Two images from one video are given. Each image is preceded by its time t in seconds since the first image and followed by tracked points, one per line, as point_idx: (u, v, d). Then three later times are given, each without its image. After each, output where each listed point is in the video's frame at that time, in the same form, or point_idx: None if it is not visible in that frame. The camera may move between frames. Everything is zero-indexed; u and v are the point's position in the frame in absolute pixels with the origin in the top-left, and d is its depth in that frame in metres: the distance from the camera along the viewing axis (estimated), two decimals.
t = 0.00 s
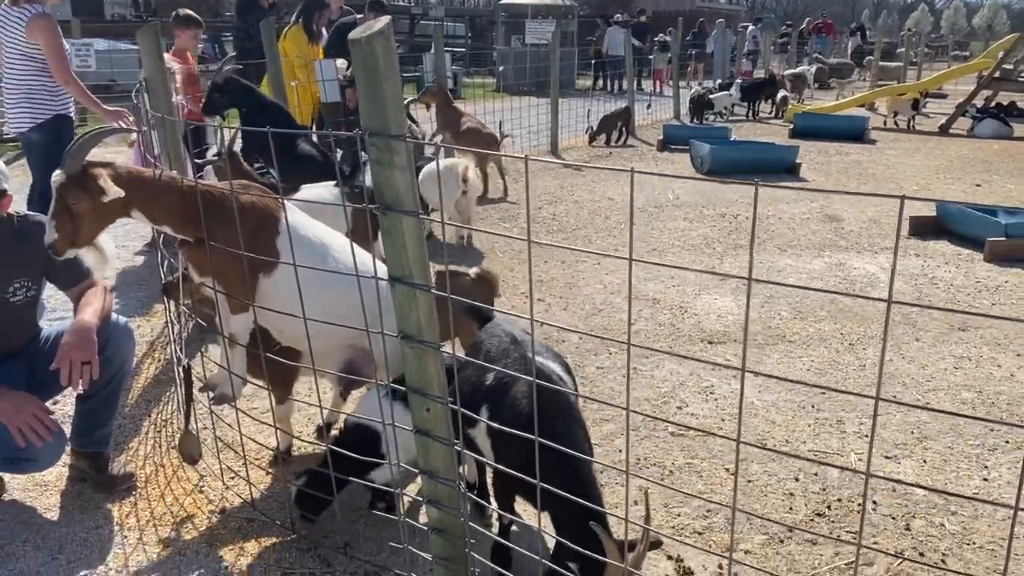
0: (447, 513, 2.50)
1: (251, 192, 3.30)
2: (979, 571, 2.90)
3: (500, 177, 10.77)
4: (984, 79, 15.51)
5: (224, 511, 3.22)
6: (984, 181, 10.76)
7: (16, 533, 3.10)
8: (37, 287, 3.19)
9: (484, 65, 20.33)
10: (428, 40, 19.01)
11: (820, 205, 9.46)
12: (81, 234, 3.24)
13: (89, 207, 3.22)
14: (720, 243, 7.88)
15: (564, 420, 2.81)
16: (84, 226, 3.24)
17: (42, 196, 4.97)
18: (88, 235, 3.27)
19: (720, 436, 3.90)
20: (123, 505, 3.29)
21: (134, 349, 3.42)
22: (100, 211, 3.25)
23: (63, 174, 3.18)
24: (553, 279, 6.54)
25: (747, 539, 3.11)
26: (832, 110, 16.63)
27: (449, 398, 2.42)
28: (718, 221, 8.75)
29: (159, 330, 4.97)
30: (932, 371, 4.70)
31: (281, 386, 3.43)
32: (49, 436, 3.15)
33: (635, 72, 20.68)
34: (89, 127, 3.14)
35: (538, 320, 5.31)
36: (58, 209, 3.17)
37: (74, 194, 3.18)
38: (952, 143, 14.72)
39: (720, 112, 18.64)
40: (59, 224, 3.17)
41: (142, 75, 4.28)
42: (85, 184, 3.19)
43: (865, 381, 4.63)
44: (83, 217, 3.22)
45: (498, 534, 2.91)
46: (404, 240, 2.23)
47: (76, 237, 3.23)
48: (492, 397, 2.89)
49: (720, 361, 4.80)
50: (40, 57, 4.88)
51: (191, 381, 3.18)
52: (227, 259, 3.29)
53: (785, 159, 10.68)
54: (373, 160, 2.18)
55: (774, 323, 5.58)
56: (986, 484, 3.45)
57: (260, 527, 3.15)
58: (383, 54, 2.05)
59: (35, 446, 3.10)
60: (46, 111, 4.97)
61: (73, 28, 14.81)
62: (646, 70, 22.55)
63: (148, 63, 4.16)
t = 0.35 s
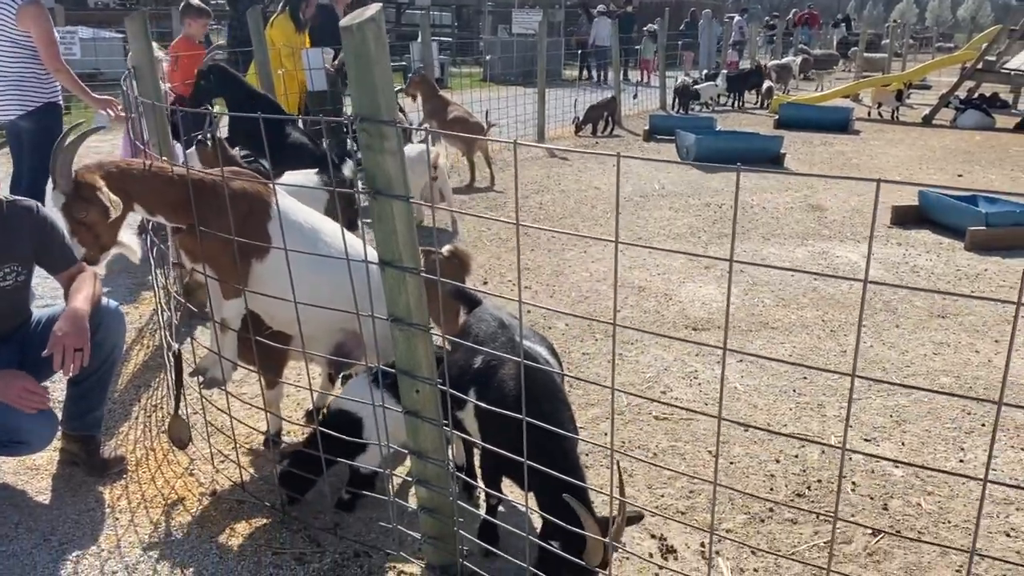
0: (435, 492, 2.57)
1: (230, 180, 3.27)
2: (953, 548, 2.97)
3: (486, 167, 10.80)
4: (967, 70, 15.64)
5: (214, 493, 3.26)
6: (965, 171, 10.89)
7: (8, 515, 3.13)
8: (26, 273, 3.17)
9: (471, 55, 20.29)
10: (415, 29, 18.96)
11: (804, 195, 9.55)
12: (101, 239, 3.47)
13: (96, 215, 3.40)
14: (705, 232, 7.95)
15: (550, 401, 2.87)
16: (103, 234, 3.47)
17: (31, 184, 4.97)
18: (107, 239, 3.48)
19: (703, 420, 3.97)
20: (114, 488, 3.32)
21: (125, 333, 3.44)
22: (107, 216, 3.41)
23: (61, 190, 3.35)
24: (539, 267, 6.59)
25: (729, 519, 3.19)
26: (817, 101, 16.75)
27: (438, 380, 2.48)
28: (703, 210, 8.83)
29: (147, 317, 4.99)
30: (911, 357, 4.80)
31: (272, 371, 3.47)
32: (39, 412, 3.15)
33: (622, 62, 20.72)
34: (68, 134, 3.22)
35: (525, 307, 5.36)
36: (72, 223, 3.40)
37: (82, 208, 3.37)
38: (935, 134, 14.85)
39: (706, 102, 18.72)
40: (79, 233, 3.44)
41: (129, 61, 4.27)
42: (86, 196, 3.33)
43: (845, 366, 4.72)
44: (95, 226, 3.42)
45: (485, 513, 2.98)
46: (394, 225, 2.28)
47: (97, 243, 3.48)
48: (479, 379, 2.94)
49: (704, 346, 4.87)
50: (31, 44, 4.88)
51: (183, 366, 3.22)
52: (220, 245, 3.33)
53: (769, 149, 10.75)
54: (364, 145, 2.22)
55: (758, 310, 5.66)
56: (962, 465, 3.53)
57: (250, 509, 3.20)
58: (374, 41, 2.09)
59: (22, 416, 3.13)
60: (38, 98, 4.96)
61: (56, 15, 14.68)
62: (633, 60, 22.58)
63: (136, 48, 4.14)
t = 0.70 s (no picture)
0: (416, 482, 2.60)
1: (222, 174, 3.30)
2: (925, 534, 3.03)
3: (463, 161, 10.81)
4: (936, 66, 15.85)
5: (195, 488, 3.26)
6: (935, 166, 11.06)
7: None
8: None
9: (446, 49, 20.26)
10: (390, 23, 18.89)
11: (777, 189, 9.66)
12: (64, 222, 3.41)
13: (67, 196, 3.36)
14: (680, 226, 8.02)
15: (532, 393, 2.90)
16: (66, 216, 3.39)
17: (6, 178, 4.91)
18: (70, 223, 3.42)
19: (680, 410, 4.02)
20: (94, 483, 3.30)
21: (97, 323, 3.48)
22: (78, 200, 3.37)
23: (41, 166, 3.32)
24: (516, 261, 6.61)
25: (706, 507, 3.24)
26: (790, 96, 16.90)
27: (418, 371, 2.50)
28: (679, 204, 8.90)
29: (124, 312, 4.96)
30: (883, 348, 4.88)
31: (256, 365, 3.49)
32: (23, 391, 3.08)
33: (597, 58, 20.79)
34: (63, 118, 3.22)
35: (503, 300, 5.39)
36: (40, 200, 3.34)
37: (54, 185, 3.33)
38: (906, 129, 15.06)
39: (680, 98, 18.84)
40: (42, 212, 3.37)
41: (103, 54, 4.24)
42: (66, 174, 3.33)
43: (818, 358, 4.80)
44: (63, 207, 3.36)
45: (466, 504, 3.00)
46: (375, 219, 2.29)
47: (58, 225, 3.41)
48: (460, 371, 2.96)
49: (680, 338, 4.93)
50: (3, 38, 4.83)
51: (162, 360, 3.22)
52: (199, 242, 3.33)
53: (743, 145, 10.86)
54: (344, 140, 2.24)
55: (734, 302, 5.74)
56: (931, 453, 3.60)
57: (232, 502, 3.20)
58: (353, 37, 2.10)
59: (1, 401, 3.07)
60: (11, 92, 4.91)
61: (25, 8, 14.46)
62: (608, 55, 22.65)
63: (109, 41, 4.12)
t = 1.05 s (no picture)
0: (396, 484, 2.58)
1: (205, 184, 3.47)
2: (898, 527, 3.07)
3: (433, 162, 10.77)
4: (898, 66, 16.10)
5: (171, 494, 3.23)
6: (898, 164, 11.23)
7: None
8: None
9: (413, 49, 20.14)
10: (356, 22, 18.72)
11: (745, 188, 9.75)
12: (32, 211, 3.35)
13: (43, 184, 3.30)
14: (650, 225, 8.05)
15: (508, 392, 2.89)
16: (35, 204, 3.33)
17: None
18: (37, 211, 3.35)
19: (655, 408, 4.04)
20: (68, 490, 3.25)
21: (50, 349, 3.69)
22: (52, 190, 3.33)
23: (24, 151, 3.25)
24: (489, 262, 6.60)
25: (683, 504, 3.25)
26: (756, 95, 17.08)
27: (397, 372, 2.49)
28: (648, 204, 8.94)
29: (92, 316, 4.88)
30: (853, 344, 4.94)
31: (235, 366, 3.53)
32: (8, 390, 3.28)
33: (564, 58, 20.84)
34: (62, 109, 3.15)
35: (477, 301, 5.38)
36: (14, 185, 3.27)
37: (32, 171, 3.26)
38: (869, 128, 15.28)
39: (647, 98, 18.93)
40: (12, 198, 3.29)
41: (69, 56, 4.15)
42: (45, 162, 3.27)
43: (790, 355, 4.84)
44: (36, 194, 3.30)
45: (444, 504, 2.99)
46: (350, 219, 2.27)
47: (25, 214, 3.34)
48: (437, 372, 2.94)
49: (655, 336, 4.94)
50: None
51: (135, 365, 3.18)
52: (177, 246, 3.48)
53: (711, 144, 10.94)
54: (317, 140, 2.20)
55: (706, 301, 5.78)
56: (903, 447, 3.65)
57: (211, 507, 3.18)
58: (325, 36, 2.06)
59: None
60: None
61: None
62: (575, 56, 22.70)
63: (73, 42, 4.04)
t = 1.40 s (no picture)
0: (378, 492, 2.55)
1: (173, 188, 3.45)
2: (875, 522, 3.12)
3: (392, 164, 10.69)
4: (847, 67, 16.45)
5: (140, 507, 3.14)
6: (851, 163, 11.45)
7: None
8: None
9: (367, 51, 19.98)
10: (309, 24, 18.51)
11: (703, 188, 9.86)
12: None
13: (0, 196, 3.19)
14: (612, 226, 8.09)
15: (490, 396, 2.87)
16: None
17: None
18: None
19: (628, 408, 4.05)
20: (31, 505, 3.14)
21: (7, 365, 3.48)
22: (10, 202, 3.23)
23: None
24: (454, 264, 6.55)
25: (663, 504, 3.26)
26: (711, 96, 17.29)
27: (379, 380, 2.45)
28: (610, 204, 8.99)
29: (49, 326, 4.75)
30: (819, 341, 5.02)
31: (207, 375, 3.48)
32: None
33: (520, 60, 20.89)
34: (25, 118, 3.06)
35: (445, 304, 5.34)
36: None
37: None
38: (821, 128, 15.57)
39: (603, 99, 19.05)
40: None
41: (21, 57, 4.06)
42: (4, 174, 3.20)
43: (757, 353, 4.90)
44: None
45: (424, 511, 2.96)
46: (332, 225, 2.23)
47: None
48: (417, 378, 2.91)
49: (624, 336, 4.96)
50: None
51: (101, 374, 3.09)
52: (144, 254, 3.43)
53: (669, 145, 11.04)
54: (299, 144, 2.17)
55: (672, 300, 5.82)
56: (873, 442, 3.71)
57: (183, 519, 3.11)
58: (307, 38, 2.03)
59: None
60: None
61: None
62: (530, 57, 22.77)
63: (28, 45, 3.95)
